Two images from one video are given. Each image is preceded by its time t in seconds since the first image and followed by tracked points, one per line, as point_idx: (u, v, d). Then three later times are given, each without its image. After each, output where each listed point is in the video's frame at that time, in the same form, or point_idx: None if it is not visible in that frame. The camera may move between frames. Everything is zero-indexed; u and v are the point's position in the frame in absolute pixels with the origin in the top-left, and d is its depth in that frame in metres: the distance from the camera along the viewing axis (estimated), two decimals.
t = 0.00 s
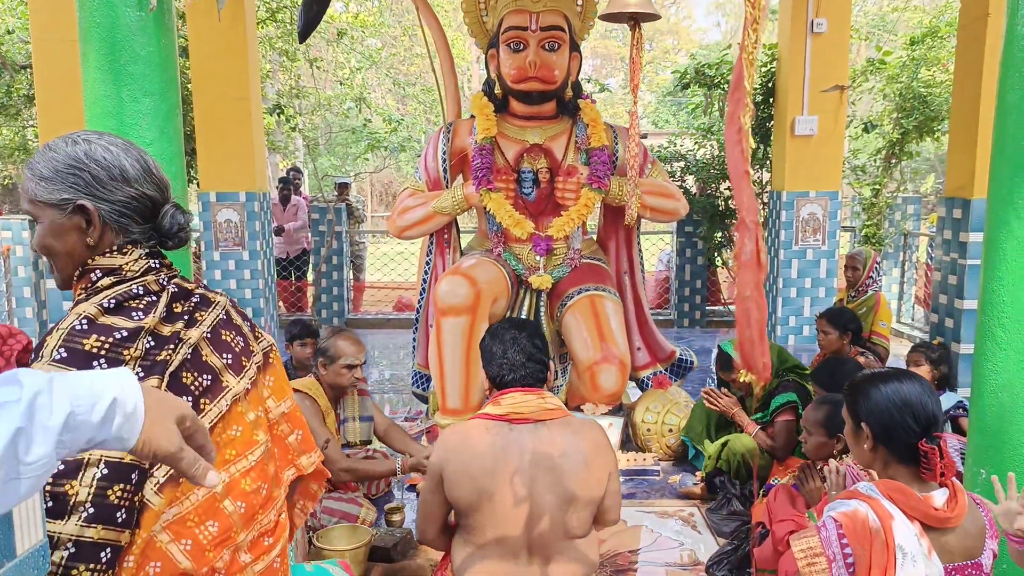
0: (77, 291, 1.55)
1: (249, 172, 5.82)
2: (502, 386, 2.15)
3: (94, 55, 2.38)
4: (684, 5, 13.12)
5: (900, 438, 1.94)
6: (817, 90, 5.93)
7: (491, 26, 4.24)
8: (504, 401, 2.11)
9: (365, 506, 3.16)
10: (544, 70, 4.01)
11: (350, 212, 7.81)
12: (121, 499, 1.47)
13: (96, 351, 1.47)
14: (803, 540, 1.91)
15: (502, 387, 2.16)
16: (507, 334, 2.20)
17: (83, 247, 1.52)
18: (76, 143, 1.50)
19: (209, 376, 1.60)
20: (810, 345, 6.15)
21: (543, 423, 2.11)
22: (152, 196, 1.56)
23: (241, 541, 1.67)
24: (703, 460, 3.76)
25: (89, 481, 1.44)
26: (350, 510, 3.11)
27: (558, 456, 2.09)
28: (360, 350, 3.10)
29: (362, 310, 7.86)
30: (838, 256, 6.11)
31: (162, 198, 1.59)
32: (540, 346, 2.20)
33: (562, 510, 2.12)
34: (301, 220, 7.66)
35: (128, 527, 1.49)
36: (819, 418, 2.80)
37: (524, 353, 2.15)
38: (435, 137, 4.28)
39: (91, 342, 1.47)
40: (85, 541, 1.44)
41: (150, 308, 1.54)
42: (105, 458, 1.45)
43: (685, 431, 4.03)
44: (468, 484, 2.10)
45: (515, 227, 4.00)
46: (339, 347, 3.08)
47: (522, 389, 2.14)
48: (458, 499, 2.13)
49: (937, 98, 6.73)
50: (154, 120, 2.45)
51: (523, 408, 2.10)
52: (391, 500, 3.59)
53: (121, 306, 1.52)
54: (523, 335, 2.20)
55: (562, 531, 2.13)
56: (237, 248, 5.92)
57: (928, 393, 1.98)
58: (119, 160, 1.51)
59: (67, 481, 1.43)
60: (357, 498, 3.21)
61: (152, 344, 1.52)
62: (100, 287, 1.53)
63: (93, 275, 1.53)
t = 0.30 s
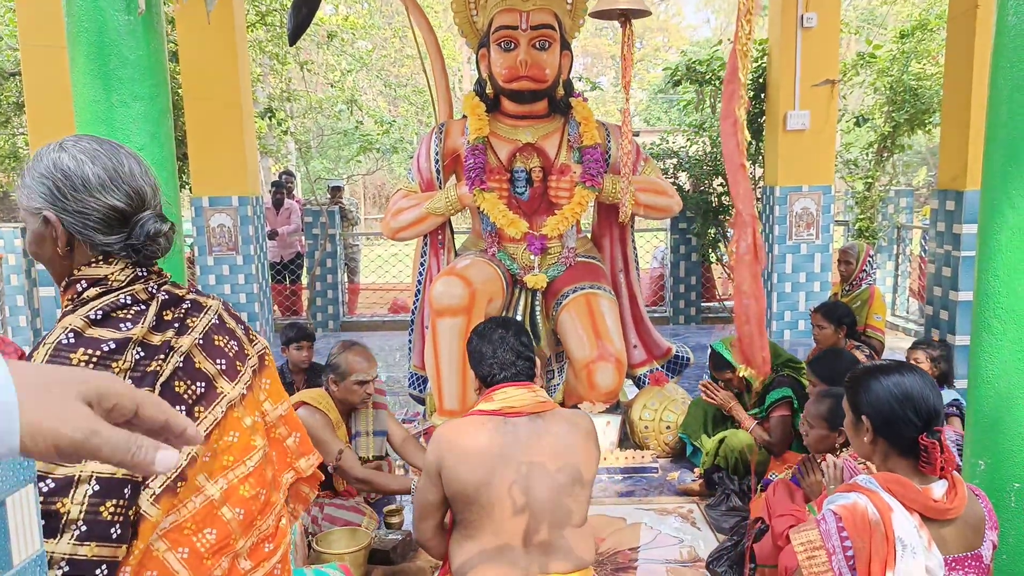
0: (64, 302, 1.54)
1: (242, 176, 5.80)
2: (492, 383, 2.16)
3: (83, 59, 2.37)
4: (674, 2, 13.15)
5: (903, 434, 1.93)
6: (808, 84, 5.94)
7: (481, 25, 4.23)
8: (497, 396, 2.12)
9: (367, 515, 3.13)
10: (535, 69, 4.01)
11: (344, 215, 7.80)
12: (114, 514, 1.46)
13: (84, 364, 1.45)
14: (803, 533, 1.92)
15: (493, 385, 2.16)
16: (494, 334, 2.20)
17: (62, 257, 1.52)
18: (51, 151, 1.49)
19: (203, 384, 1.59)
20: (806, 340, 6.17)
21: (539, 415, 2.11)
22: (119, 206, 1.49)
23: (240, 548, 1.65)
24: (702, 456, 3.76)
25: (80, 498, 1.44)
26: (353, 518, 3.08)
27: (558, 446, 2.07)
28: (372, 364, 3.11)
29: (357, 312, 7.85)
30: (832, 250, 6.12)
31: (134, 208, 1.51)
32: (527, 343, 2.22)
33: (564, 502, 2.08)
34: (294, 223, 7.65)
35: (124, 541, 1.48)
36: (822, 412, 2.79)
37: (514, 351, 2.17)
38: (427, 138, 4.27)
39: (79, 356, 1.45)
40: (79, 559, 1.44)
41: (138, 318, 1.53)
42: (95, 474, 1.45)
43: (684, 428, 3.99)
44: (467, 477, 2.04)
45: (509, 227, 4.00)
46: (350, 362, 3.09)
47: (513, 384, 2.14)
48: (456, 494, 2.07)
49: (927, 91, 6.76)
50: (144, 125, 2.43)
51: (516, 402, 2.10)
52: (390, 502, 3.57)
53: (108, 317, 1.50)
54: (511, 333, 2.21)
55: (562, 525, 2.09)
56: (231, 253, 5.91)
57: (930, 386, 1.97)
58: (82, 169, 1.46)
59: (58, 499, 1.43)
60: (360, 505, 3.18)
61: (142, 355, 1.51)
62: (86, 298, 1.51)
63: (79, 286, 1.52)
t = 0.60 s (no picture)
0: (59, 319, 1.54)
1: (237, 182, 5.80)
2: (486, 383, 2.15)
3: (75, 71, 2.36)
4: None
5: (904, 431, 1.93)
6: (802, 79, 5.94)
7: (474, 27, 4.23)
8: (493, 394, 2.12)
9: (370, 522, 3.11)
10: (529, 70, 4.01)
11: (341, 219, 7.80)
12: (107, 536, 1.45)
13: (79, 385, 1.46)
14: (803, 530, 1.92)
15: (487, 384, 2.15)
16: (489, 335, 2.20)
17: (55, 272, 1.51)
18: (43, 166, 1.49)
19: (201, 399, 1.57)
20: (804, 335, 6.18)
21: (536, 412, 2.12)
22: (110, 222, 1.49)
23: (239, 563, 1.66)
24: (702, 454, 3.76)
25: (72, 520, 1.42)
26: (356, 526, 3.07)
27: (556, 442, 2.08)
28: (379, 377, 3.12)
29: (356, 316, 7.85)
30: (829, 245, 6.13)
31: (125, 223, 1.51)
32: (522, 343, 2.22)
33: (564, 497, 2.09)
34: (291, 228, 7.64)
35: (118, 562, 1.46)
36: (822, 407, 2.80)
37: (509, 351, 2.16)
38: (422, 141, 4.27)
39: (73, 376, 1.46)
40: None
41: (134, 333, 1.52)
42: (88, 495, 1.44)
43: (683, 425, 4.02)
44: (467, 475, 2.04)
45: (506, 228, 4.00)
46: (358, 374, 3.11)
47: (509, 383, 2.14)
48: (454, 493, 2.07)
49: (921, 84, 6.77)
50: (138, 136, 2.43)
51: (512, 400, 2.10)
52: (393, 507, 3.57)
53: (103, 334, 1.50)
54: (505, 334, 2.20)
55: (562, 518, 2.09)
56: (228, 260, 5.90)
57: (932, 382, 1.97)
58: (72, 185, 1.46)
59: (50, 521, 1.42)
60: (362, 511, 3.17)
61: (138, 372, 1.50)
62: (81, 315, 1.51)
63: (73, 302, 1.52)
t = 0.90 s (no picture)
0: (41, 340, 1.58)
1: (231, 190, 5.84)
2: (470, 389, 2.19)
3: (60, 91, 2.41)
4: None
5: (878, 427, 1.95)
6: (791, 76, 5.97)
7: (461, 32, 4.26)
8: (475, 400, 2.16)
9: (363, 524, 3.15)
10: (515, 74, 4.04)
11: (336, 223, 7.84)
12: (86, 556, 1.49)
13: (58, 409, 1.49)
14: (780, 527, 1.96)
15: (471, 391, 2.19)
16: (474, 340, 2.23)
17: (34, 296, 1.56)
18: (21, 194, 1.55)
19: (181, 418, 1.62)
20: (797, 331, 6.22)
21: (516, 419, 2.15)
22: (83, 245, 1.53)
23: None
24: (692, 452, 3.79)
25: (51, 542, 1.46)
26: (349, 528, 3.10)
27: (535, 447, 2.11)
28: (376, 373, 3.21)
29: (352, 319, 7.90)
30: (820, 241, 6.17)
31: (98, 246, 1.55)
32: (508, 349, 2.24)
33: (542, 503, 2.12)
34: (287, 233, 7.68)
35: None
36: (805, 405, 2.92)
37: (493, 357, 2.19)
38: (411, 146, 4.30)
39: (53, 401, 1.49)
40: None
41: (113, 356, 1.56)
42: (67, 517, 1.48)
43: (674, 425, 4.09)
44: (446, 477, 2.09)
45: (495, 232, 4.03)
46: (362, 374, 3.17)
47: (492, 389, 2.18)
48: (434, 494, 2.13)
49: (911, 78, 6.81)
50: (123, 153, 2.48)
51: (494, 406, 2.14)
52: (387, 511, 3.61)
53: (83, 358, 1.53)
54: (491, 340, 2.23)
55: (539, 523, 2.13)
56: (224, 266, 5.94)
57: (905, 379, 1.99)
58: (46, 211, 1.51)
59: (30, 542, 1.45)
60: (355, 514, 3.21)
61: (117, 395, 1.55)
62: (60, 339, 1.54)
63: (54, 325, 1.55)
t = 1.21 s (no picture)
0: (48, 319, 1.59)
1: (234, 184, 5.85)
2: (472, 389, 2.18)
3: (66, 79, 2.42)
4: None
5: (874, 429, 1.96)
6: (794, 78, 5.98)
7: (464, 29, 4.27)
8: (474, 400, 2.15)
9: (360, 516, 3.17)
10: (518, 72, 4.05)
11: (337, 219, 7.85)
12: (94, 528, 1.51)
13: (63, 385, 1.50)
14: (776, 523, 1.96)
15: (473, 390, 2.19)
16: (476, 338, 2.21)
17: (42, 274, 1.57)
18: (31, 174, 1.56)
19: (182, 399, 1.63)
20: (796, 333, 6.22)
21: (514, 421, 2.13)
22: (88, 226, 1.54)
23: (213, 555, 1.71)
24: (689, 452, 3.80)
25: (61, 513, 1.48)
26: (345, 519, 3.13)
27: (533, 451, 2.09)
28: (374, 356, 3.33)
29: (352, 315, 7.92)
30: (821, 243, 6.17)
31: (103, 227, 1.55)
32: (511, 349, 2.22)
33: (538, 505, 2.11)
34: (288, 228, 7.69)
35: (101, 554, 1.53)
36: (800, 403, 2.97)
37: (495, 357, 2.17)
38: (413, 143, 4.31)
39: (58, 376, 1.50)
40: (60, 572, 1.48)
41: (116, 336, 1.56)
42: (76, 490, 1.49)
43: (671, 424, 4.08)
44: (443, 477, 2.09)
45: (496, 229, 4.04)
46: (360, 356, 3.28)
47: (493, 390, 2.17)
48: (430, 493, 2.13)
49: (914, 82, 6.82)
50: (128, 142, 2.49)
51: (493, 408, 2.12)
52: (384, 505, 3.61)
53: (87, 336, 1.54)
54: (494, 339, 2.20)
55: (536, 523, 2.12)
56: (225, 260, 5.95)
57: (903, 379, 1.99)
58: (53, 191, 1.52)
59: (40, 513, 1.47)
60: (352, 505, 3.23)
61: (119, 373, 1.55)
62: (66, 317, 1.56)
63: (60, 304, 1.57)
